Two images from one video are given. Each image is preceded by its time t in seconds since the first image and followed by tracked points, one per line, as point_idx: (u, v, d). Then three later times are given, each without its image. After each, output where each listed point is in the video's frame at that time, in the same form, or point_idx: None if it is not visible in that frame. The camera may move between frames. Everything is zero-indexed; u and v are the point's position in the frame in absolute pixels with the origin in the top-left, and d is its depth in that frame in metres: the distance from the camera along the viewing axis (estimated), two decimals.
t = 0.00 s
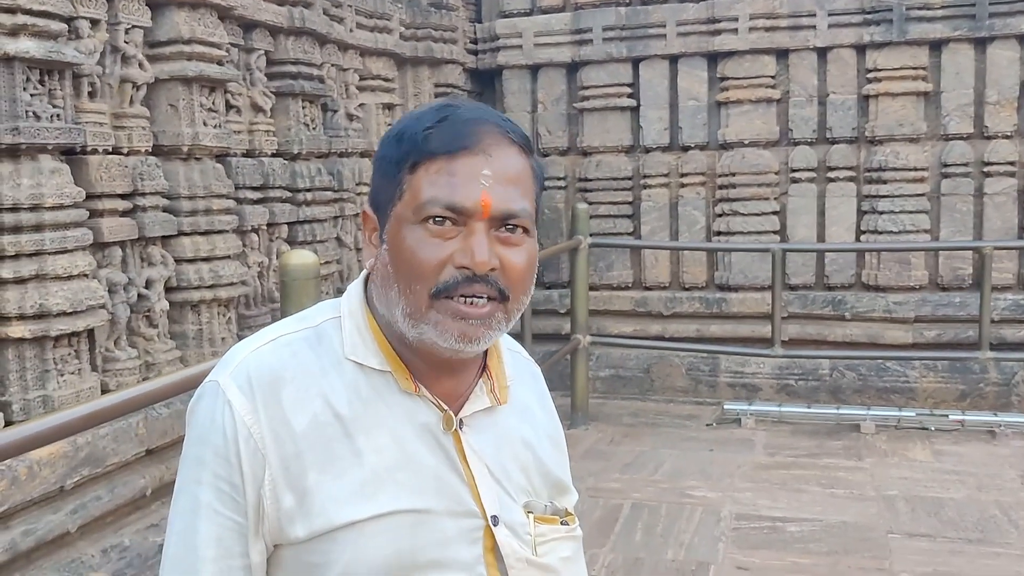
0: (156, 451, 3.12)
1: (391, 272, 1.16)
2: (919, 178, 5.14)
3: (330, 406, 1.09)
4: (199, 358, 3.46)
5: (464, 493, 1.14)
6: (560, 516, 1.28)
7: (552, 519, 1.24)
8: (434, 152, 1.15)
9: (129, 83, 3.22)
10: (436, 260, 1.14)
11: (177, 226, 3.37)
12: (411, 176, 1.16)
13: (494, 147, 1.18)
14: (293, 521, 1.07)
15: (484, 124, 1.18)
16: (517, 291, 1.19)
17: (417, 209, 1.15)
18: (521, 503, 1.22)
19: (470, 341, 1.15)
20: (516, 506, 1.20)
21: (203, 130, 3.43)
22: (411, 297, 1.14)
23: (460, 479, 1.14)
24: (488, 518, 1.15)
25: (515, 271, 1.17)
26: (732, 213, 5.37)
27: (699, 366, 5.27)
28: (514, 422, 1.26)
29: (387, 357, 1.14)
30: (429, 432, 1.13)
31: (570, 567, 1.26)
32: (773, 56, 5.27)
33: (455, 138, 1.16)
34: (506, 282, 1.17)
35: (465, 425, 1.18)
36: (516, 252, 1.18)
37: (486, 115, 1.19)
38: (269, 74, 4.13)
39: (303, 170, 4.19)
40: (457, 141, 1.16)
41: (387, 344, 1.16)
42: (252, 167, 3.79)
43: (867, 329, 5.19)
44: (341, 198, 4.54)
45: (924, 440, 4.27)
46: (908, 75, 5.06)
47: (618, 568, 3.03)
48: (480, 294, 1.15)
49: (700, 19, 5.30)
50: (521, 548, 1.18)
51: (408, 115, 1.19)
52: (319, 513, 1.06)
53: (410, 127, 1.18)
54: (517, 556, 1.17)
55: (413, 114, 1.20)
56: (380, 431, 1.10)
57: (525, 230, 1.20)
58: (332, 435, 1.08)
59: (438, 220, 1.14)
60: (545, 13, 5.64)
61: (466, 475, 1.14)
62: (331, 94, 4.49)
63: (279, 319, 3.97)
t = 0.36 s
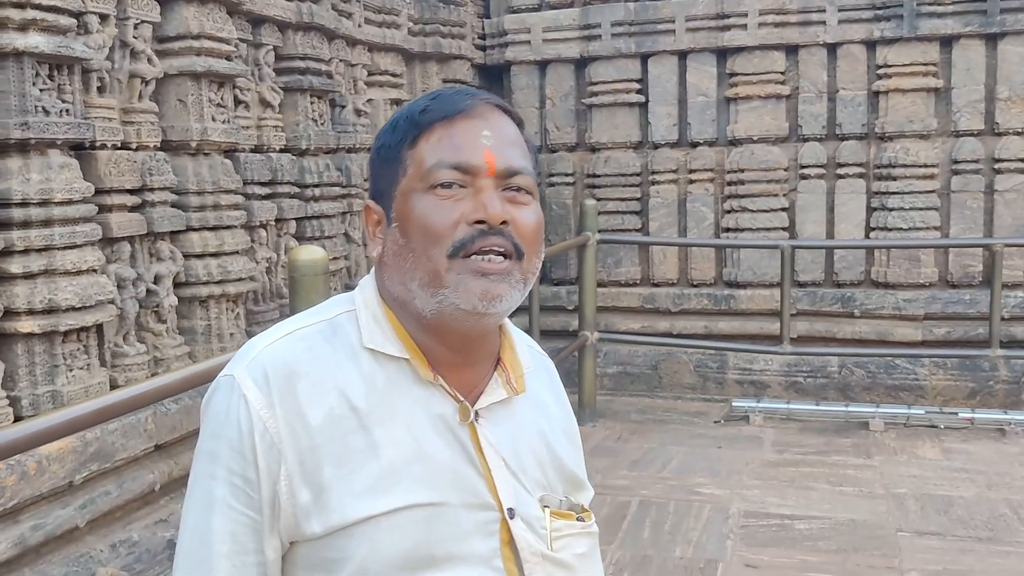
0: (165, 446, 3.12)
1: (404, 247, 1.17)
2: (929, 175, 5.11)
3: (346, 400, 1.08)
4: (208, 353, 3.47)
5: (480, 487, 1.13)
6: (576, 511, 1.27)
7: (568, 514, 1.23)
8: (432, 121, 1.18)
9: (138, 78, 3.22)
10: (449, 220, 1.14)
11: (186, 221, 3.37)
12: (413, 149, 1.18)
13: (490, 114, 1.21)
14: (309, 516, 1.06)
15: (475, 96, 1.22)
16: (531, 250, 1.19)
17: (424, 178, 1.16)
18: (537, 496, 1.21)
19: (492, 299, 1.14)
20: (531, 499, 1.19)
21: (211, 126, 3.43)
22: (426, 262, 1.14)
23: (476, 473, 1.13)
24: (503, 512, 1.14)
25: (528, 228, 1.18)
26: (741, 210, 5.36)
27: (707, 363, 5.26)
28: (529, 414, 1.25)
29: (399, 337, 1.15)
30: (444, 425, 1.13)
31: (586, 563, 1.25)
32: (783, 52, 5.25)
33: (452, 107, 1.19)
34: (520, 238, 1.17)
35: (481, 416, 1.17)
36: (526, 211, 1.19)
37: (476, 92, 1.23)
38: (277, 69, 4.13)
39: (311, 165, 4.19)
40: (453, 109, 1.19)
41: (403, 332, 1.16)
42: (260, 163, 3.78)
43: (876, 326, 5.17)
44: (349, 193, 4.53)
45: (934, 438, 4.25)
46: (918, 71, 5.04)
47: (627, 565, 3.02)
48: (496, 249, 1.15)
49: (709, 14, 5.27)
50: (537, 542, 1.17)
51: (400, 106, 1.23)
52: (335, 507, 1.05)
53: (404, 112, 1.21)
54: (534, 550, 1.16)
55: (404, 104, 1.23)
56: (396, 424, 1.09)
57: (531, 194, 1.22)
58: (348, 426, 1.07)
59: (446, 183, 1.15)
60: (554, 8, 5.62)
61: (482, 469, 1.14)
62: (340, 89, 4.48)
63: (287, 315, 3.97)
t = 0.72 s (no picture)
0: (174, 444, 3.13)
1: (426, 270, 1.15)
2: (937, 173, 5.10)
3: (362, 396, 1.09)
4: (216, 351, 3.47)
5: (495, 484, 1.13)
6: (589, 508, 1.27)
7: (582, 511, 1.23)
8: (460, 147, 1.13)
9: (146, 77, 3.23)
10: (475, 255, 1.13)
11: (194, 219, 3.38)
12: (439, 172, 1.14)
13: (520, 137, 1.16)
14: (326, 512, 1.07)
15: (505, 114, 1.16)
16: (555, 277, 1.18)
17: (450, 205, 1.13)
18: (551, 494, 1.21)
19: (512, 333, 1.15)
20: (546, 497, 1.19)
21: (219, 124, 3.43)
22: (450, 293, 1.13)
23: (491, 470, 1.13)
24: (519, 509, 1.14)
25: (552, 259, 1.17)
26: (748, 208, 5.35)
27: (713, 361, 5.25)
28: (542, 413, 1.25)
29: (419, 346, 1.15)
30: (459, 423, 1.13)
31: (602, 560, 1.25)
32: (790, 50, 5.24)
33: (482, 132, 1.14)
34: (545, 270, 1.16)
35: (496, 414, 1.17)
36: (550, 239, 1.17)
37: (506, 103, 1.17)
38: (284, 68, 4.13)
39: (319, 164, 4.19)
40: (483, 134, 1.14)
41: (425, 343, 1.16)
42: (267, 161, 3.79)
43: (883, 325, 5.16)
44: (356, 191, 4.54)
45: (941, 437, 4.24)
46: (926, 69, 5.02)
47: (633, 564, 3.02)
48: (520, 285, 1.14)
49: (716, 13, 5.27)
50: (552, 539, 1.17)
51: (425, 108, 1.17)
52: (352, 504, 1.05)
53: (430, 121, 1.15)
54: (549, 547, 1.16)
55: (430, 106, 1.17)
56: (412, 421, 1.10)
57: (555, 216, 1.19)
58: (365, 425, 1.08)
59: (473, 215, 1.13)
60: (560, 6, 5.62)
61: (497, 466, 1.14)
62: (347, 88, 4.49)
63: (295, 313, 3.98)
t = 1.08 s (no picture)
0: (172, 443, 3.14)
1: (421, 269, 1.15)
2: (936, 171, 5.10)
3: (359, 398, 1.09)
4: (215, 350, 3.48)
5: (492, 486, 1.13)
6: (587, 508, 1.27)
7: (579, 512, 1.23)
8: (443, 140, 1.14)
9: (145, 76, 3.23)
10: (468, 246, 1.13)
11: (193, 219, 3.38)
12: (424, 169, 1.15)
13: (500, 125, 1.17)
14: (322, 514, 1.07)
15: (483, 105, 1.17)
16: (550, 262, 1.18)
17: (439, 201, 1.14)
18: (549, 495, 1.21)
19: (513, 319, 1.14)
20: (544, 498, 1.19)
21: (218, 123, 3.44)
22: (448, 288, 1.13)
23: (487, 472, 1.14)
24: (516, 511, 1.15)
25: (546, 244, 1.17)
26: (747, 206, 5.35)
27: (712, 359, 5.26)
28: (541, 413, 1.25)
29: (416, 347, 1.15)
30: (456, 424, 1.13)
31: (598, 561, 1.26)
32: (789, 47, 5.24)
33: (461, 123, 1.15)
34: (540, 254, 1.16)
35: (493, 416, 1.18)
36: (543, 224, 1.17)
37: (482, 96, 1.19)
38: (283, 67, 4.13)
39: (318, 162, 4.20)
40: (463, 126, 1.15)
41: (419, 342, 1.16)
42: (266, 160, 3.79)
43: (882, 322, 5.16)
44: (355, 190, 4.54)
45: (940, 434, 4.25)
46: (925, 67, 5.02)
47: (632, 562, 3.03)
48: (516, 272, 1.14)
49: (715, 10, 5.27)
50: (549, 540, 1.18)
51: (405, 111, 1.18)
52: (348, 506, 1.06)
53: (411, 122, 1.17)
54: (546, 549, 1.16)
55: (408, 109, 1.18)
56: (409, 422, 1.10)
57: (545, 202, 1.20)
58: (361, 425, 1.08)
59: (463, 207, 1.13)
60: (559, 5, 5.62)
61: (493, 467, 1.14)
62: (345, 86, 4.49)
63: (294, 312, 3.98)
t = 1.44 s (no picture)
0: (171, 444, 3.14)
1: (414, 284, 1.15)
2: (934, 169, 5.10)
3: (352, 402, 1.09)
4: (213, 351, 3.48)
5: (485, 489, 1.14)
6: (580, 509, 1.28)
7: (573, 512, 1.24)
8: (457, 169, 1.12)
9: (143, 77, 3.23)
10: (461, 278, 1.13)
11: (191, 219, 3.38)
12: (434, 190, 1.14)
13: (519, 163, 1.14)
14: (315, 517, 1.07)
15: (509, 138, 1.14)
16: (542, 303, 1.18)
17: (440, 225, 1.13)
18: (542, 496, 1.22)
19: (493, 357, 1.15)
20: (537, 500, 1.20)
21: (216, 124, 3.44)
22: (436, 312, 1.13)
23: (481, 474, 1.14)
24: (509, 512, 1.15)
25: (540, 286, 1.17)
26: (745, 205, 5.35)
27: (711, 358, 5.26)
28: (534, 414, 1.26)
29: (411, 353, 1.15)
30: (449, 427, 1.13)
31: (592, 561, 1.26)
32: (787, 46, 5.25)
33: (480, 155, 1.12)
34: (531, 297, 1.16)
35: (486, 419, 1.18)
36: (540, 266, 1.17)
37: (511, 125, 1.16)
38: (281, 67, 4.13)
39: (315, 162, 4.19)
40: (480, 158, 1.12)
41: (417, 354, 1.15)
42: (264, 161, 3.79)
43: (880, 320, 5.16)
44: (353, 190, 4.54)
45: (938, 432, 4.25)
46: (922, 65, 5.02)
47: (631, 561, 3.03)
48: (503, 313, 1.14)
49: (712, 9, 5.27)
50: (543, 541, 1.18)
51: (430, 119, 1.15)
52: (342, 509, 1.06)
53: (432, 135, 1.14)
54: (540, 550, 1.17)
55: (434, 117, 1.16)
56: (403, 426, 1.10)
57: (549, 241, 1.18)
58: (356, 431, 1.08)
59: (462, 239, 1.13)
60: (556, 4, 5.62)
61: (487, 470, 1.15)
62: (343, 86, 4.49)
63: (292, 312, 3.98)
